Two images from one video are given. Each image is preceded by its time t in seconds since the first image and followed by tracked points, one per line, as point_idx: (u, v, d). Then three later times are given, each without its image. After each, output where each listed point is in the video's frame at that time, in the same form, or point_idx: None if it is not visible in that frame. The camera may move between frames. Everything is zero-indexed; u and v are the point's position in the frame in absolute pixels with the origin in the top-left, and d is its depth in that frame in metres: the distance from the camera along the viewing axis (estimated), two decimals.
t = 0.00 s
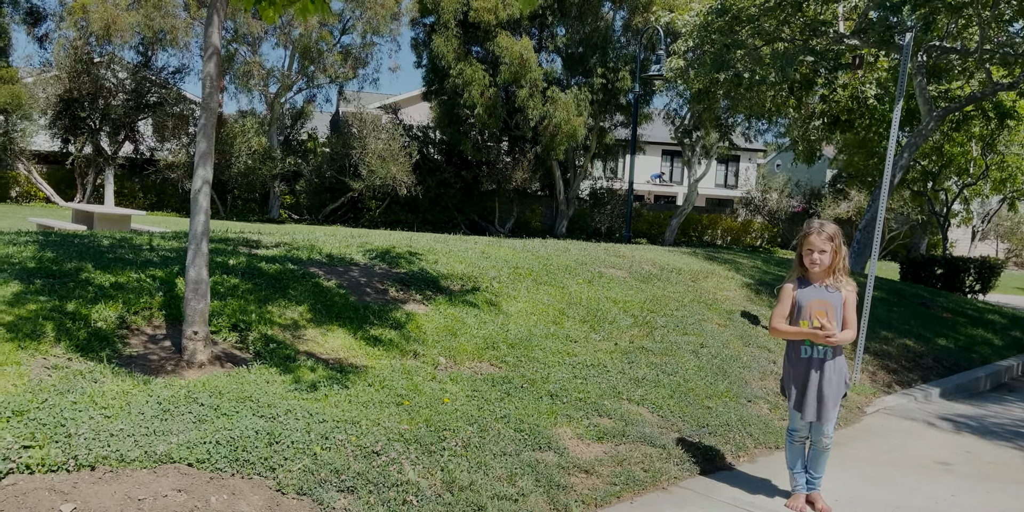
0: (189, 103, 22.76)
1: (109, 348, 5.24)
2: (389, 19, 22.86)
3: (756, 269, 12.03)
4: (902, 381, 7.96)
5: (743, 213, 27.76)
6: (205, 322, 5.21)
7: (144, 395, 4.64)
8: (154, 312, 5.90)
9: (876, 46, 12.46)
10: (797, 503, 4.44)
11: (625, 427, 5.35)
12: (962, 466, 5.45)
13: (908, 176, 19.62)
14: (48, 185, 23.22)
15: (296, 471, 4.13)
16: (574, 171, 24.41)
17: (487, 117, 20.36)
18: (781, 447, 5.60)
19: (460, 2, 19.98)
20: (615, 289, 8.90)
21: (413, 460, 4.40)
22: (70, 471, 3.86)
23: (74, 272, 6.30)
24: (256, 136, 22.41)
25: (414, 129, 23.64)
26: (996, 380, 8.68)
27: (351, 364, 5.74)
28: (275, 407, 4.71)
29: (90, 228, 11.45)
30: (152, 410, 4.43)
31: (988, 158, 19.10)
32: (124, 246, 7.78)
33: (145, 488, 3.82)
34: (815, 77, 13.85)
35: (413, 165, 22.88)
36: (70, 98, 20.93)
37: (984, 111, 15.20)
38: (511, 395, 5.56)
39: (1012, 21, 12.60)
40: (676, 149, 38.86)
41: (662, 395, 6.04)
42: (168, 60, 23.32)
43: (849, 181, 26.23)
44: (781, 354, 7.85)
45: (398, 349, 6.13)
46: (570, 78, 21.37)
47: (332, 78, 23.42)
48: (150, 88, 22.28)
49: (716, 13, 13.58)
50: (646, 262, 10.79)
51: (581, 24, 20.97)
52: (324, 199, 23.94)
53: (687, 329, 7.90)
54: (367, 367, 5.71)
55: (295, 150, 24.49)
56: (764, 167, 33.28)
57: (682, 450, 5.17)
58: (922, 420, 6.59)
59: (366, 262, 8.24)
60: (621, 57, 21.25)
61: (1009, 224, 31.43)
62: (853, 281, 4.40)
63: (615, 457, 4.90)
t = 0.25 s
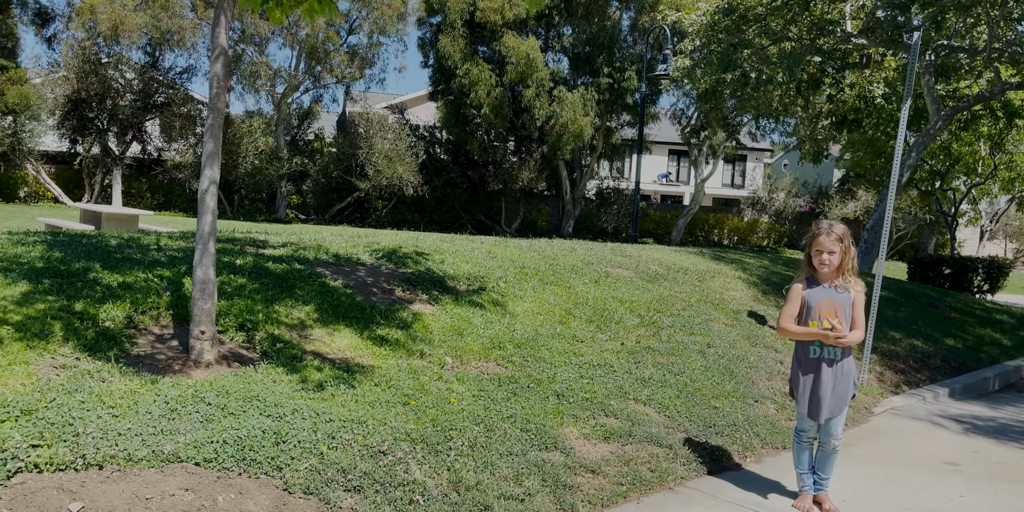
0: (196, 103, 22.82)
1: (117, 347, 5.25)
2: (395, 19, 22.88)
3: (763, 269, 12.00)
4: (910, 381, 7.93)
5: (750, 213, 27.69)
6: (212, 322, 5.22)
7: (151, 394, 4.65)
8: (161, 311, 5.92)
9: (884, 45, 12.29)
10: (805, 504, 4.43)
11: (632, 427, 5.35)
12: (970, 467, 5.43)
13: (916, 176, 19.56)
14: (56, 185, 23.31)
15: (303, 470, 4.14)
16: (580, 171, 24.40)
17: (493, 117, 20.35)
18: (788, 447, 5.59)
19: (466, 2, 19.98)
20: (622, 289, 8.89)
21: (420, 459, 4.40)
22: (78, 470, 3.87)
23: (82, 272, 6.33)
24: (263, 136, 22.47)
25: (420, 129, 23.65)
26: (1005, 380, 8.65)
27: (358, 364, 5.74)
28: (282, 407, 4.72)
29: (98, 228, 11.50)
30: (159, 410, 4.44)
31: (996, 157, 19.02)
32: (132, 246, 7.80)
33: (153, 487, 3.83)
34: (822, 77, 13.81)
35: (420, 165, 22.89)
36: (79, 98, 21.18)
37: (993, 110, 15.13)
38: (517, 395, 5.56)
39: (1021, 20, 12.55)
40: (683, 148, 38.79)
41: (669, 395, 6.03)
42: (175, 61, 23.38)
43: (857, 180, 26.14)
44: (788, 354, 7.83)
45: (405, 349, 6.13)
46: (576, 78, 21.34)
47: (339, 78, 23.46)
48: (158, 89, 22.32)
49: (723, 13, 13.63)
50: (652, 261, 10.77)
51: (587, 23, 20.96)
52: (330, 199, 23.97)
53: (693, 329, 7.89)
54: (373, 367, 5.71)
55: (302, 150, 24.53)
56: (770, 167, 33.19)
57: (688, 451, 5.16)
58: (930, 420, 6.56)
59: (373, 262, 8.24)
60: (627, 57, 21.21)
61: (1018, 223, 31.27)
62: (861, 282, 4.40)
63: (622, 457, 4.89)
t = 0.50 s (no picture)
0: (204, 103, 22.87)
1: (126, 347, 5.27)
2: (402, 19, 22.91)
3: (771, 269, 11.97)
4: (918, 381, 7.90)
5: (757, 213, 27.62)
6: (220, 322, 5.24)
7: (159, 394, 4.67)
8: (169, 311, 5.94)
9: (892, 44, 12.25)
10: (813, 504, 4.42)
11: (639, 427, 5.34)
12: (979, 468, 5.41)
13: (924, 176, 19.50)
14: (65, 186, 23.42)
15: (310, 470, 4.14)
16: (586, 171, 24.38)
17: (500, 118, 20.37)
18: (796, 448, 5.57)
19: (473, 2, 20.00)
20: (629, 289, 8.88)
21: (426, 459, 4.41)
22: (87, 469, 3.88)
23: (91, 272, 6.35)
24: (271, 137, 22.58)
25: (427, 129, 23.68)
26: (1014, 380, 8.61)
27: (364, 364, 5.75)
28: (289, 406, 4.73)
29: (107, 229, 11.55)
30: (167, 409, 4.46)
31: (1005, 157, 18.94)
32: (140, 246, 7.83)
33: (161, 487, 3.84)
34: (830, 76, 13.77)
35: (427, 165, 22.92)
36: (87, 99, 21.27)
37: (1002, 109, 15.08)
38: (524, 395, 5.56)
39: None
40: (689, 148, 38.74)
41: (676, 395, 6.02)
42: (183, 62, 23.47)
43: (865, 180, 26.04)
44: (795, 354, 7.82)
45: (411, 349, 6.14)
46: (583, 78, 21.27)
47: (346, 78, 23.52)
48: (167, 89, 22.45)
49: (730, 12, 13.67)
50: (659, 261, 10.75)
51: (594, 23, 20.95)
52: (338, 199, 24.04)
53: (700, 329, 7.87)
54: (380, 367, 5.72)
55: (309, 150, 24.60)
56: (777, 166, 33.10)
57: (696, 451, 5.15)
58: (938, 421, 6.54)
59: (380, 262, 8.26)
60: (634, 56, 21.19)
61: None
62: (873, 282, 4.36)
63: (629, 457, 4.89)
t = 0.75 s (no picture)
0: (213, 104, 22.94)
1: (135, 346, 5.30)
2: (410, 19, 22.93)
3: (779, 268, 11.94)
4: (928, 382, 7.86)
5: (765, 212, 27.55)
6: (229, 322, 5.26)
7: (168, 393, 4.69)
8: (178, 311, 5.96)
9: (901, 43, 12.19)
10: (822, 504, 4.41)
11: (646, 426, 5.34)
12: (989, 468, 5.38)
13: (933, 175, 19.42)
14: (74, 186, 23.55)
15: (318, 469, 4.16)
16: (594, 171, 24.36)
17: (507, 117, 20.39)
18: (804, 448, 5.56)
19: (481, 2, 20.00)
20: (636, 288, 8.87)
21: (434, 459, 4.41)
22: (97, 468, 3.90)
23: (100, 272, 6.38)
24: (279, 137, 22.71)
25: (434, 129, 23.70)
26: None
27: (372, 364, 5.76)
28: (298, 406, 4.74)
29: (116, 229, 11.60)
30: (177, 408, 4.48)
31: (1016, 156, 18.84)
32: (149, 246, 7.86)
33: (171, 485, 3.86)
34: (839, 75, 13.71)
35: (434, 165, 22.95)
36: (96, 100, 21.49)
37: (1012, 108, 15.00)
38: (532, 394, 5.56)
39: None
40: (697, 147, 38.67)
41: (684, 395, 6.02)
42: (192, 62, 23.55)
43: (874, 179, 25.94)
44: (803, 354, 7.80)
45: (419, 349, 6.15)
46: (590, 77, 21.22)
47: (354, 78, 23.58)
48: (175, 90, 22.57)
49: (738, 12, 13.61)
50: (667, 261, 10.73)
51: (601, 22, 20.93)
52: (345, 198, 24.10)
53: (708, 329, 7.85)
54: (388, 367, 5.73)
55: (317, 150, 24.67)
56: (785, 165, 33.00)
57: (704, 451, 5.15)
58: (947, 421, 6.51)
59: (388, 262, 8.27)
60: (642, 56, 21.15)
61: None
62: (892, 282, 4.30)
63: (637, 457, 4.89)
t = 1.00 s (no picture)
0: (221, 104, 23.02)
1: (145, 346, 5.32)
2: (417, 19, 22.96)
3: (788, 269, 11.90)
4: (938, 382, 7.83)
5: (773, 212, 27.47)
6: (238, 322, 5.28)
7: (178, 393, 4.70)
8: (187, 311, 5.98)
9: (911, 42, 12.14)
10: (831, 505, 4.39)
11: (655, 427, 5.33)
12: (1000, 469, 5.35)
13: (943, 175, 19.33)
14: (84, 186, 23.67)
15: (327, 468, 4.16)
16: (602, 170, 24.34)
17: (515, 117, 20.39)
18: (813, 448, 5.54)
19: (488, 2, 20.00)
20: (644, 288, 8.85)
21: (442, 459, 4.42)
22: (107, 466, 3.92)
23: (110, 272, 6.41)
24: (287, 137, 22.82)
25: (442, 129, 23.71)
26: None
27: (380, 363, 5.77)
28: (306, 405, 4.76)
29: (126, 229, 11.66)
30: (186, 408, 4.49)
31: None
32: (159, 246, 7.89)
33: (180, 485, 3.87)
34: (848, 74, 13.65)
35: (442, 165, 22.97)
36: (107, 100, 21.61)
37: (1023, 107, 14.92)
38: (539, 395, 5.56)
39: None
40: (705, 147, 38.59)
41: (692, 395, 6.00)
42: (201, 63, 23.63)
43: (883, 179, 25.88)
44: (812, 354, 7.77)
45: (427, 349, 6.16)
46: (598, 77, 21.20)
47: (362, 79, 23.63)
48: (184, 90, 22.61)
49: (747, 11, 13.54)
50: (675, 261, 10.71)
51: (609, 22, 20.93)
52: (353, 199, 24.16)
53: (717, 329, 7.84)
54: (396, 366, 5.74)
55: (325, 150, 24.72)
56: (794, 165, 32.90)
57: (712, 451, 5.13)
58: (957, 422, 6.48)
59: (396, 262, 8.28)
60: (650, 56, 21.12)
61: None
62: (909, 285, 4.26)
63: (645, 457, 4.88)
